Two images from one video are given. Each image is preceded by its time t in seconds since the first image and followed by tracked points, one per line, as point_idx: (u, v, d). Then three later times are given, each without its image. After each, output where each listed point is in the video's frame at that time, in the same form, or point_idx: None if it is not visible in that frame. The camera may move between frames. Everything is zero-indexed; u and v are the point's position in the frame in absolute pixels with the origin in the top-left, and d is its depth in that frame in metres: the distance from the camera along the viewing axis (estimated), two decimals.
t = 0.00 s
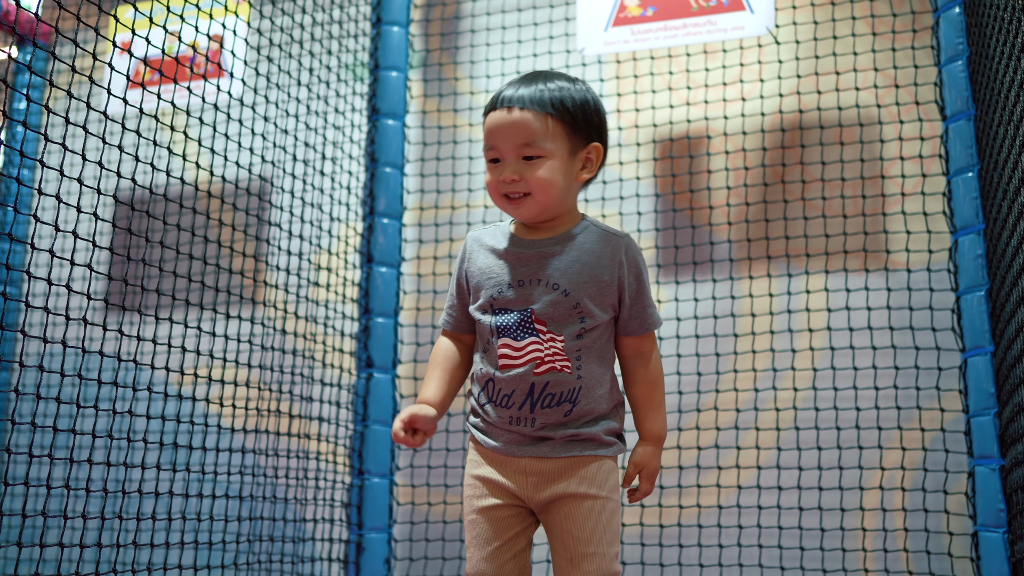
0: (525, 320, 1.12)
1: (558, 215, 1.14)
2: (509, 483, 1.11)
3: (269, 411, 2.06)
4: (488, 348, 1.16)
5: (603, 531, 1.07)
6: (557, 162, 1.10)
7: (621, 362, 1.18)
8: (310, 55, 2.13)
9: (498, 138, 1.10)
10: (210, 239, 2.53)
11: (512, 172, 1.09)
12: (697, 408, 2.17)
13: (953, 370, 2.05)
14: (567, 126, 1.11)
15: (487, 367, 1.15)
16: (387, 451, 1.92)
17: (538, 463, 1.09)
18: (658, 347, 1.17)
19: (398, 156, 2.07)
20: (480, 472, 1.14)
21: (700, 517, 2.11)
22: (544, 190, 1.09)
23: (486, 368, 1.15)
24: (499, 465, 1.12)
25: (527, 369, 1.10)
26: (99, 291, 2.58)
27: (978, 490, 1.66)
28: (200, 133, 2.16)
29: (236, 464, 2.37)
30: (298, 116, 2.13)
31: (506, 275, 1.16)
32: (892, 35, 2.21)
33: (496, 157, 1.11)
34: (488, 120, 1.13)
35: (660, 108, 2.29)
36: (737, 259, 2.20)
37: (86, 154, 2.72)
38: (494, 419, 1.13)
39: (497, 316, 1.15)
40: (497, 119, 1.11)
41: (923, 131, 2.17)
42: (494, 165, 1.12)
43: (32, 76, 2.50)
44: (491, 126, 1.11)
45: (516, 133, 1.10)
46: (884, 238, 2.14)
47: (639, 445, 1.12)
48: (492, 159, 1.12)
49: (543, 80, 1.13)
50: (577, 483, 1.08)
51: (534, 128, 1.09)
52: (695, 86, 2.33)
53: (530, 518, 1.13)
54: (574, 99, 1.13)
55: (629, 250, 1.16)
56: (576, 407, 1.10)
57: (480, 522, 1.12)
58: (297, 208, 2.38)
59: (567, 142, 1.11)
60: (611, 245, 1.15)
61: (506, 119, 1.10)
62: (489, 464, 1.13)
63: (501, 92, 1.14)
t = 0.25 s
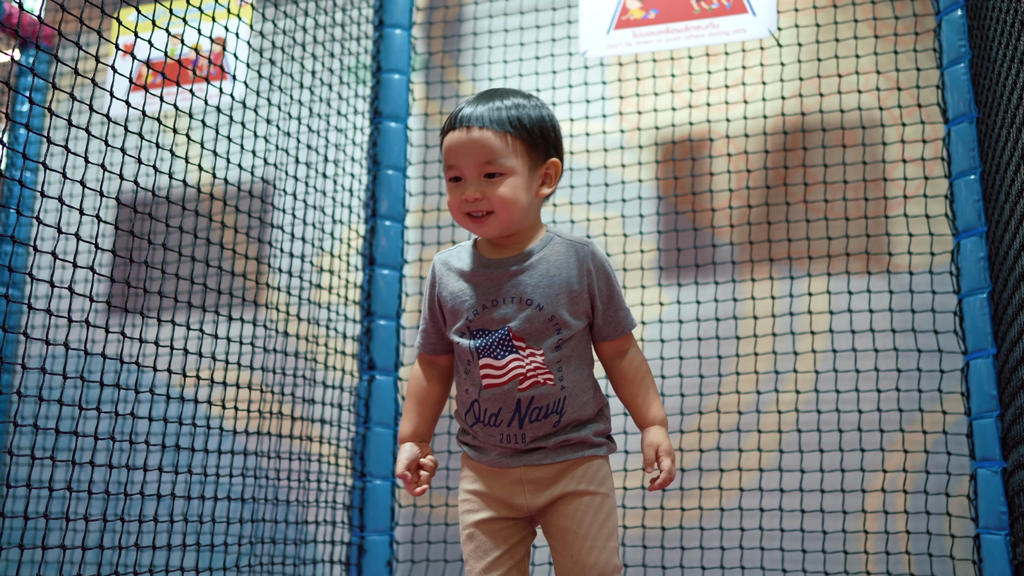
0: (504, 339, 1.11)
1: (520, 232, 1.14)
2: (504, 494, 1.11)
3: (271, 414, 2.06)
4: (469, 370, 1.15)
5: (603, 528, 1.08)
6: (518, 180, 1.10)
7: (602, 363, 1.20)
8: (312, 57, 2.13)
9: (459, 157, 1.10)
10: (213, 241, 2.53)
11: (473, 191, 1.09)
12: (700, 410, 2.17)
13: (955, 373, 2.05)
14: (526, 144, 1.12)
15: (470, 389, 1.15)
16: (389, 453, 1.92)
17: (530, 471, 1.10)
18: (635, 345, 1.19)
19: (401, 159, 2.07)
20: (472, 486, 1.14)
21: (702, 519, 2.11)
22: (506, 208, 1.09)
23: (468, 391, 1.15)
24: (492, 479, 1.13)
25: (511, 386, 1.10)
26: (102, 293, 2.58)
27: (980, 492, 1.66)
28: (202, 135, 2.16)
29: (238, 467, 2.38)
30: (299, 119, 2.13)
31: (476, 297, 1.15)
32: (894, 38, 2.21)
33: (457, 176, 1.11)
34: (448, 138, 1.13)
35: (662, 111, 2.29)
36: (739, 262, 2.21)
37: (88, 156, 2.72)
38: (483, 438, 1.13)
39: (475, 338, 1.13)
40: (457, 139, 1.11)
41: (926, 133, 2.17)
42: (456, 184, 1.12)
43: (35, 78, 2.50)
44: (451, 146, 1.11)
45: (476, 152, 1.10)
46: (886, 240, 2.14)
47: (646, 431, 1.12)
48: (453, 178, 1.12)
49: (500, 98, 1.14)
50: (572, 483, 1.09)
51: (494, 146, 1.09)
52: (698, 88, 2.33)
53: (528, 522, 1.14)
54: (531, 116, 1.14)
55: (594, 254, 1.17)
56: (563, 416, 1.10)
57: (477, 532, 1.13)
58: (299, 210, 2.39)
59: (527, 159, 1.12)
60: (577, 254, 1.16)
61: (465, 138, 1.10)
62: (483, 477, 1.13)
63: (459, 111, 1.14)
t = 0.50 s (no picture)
0: (490, 353, 1.13)
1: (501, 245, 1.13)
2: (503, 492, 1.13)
3: (271, 413, 2.06)
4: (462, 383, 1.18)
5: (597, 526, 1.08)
6: (495, 193, 1.10)
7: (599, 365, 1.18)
8: (313, 57, 2.13)
9: (434, 176, 1.10)
10: (213, 240, 2.53)
11: (451, 208, 1.08)
12: (700, 411, 2.17)
13: (956, 374, 2.05)
14: (500, 156, 1.11)
15: (466, 401, 1.17)
16: (389, 454, 1.92)
17: (525, 472, 1.11)
18: (630, 345, 1.16)
19: (401, 159, 2.07)
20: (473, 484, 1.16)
21: (702, 520, 2.10)
22: (485, 223, 1.09)
23: (464, 402, 1.18)
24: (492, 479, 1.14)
25: (501, 401, 1.12)
26: (102, 292, 2.58)
27: (980, 494, 1.66)
28: (203, 135, 2.16)
29: (238, 466, 2.38)
30: (300, 118, 2.13)
31: (460, 312, 1.15)
32: (896, 38, 2.21)
33: (433, 195, 1.10)
34: (421, 157, 1.13)
35: (663, 111, 2.29)
36: (740, 263, 2.21)
37: (88, 155, 2.72)
38: (481, 447, 1.16)
39: (462, 353, 1.15)
40: (430, 158, 1.10)
41: (927, 134, 2.17)
42: (433, 202, 1.11)
43: (35, 77, 2.50)
44: (426, 166, 1.10)
45: (450, 170, 1.09)
46: (887, 241, 2.14)
47: (631, 444, 1.10)
48: (430, 196, 1.11)
49: (470, 113, 1.13)
50: (567, 483, 1.09)
51: (468, 162, 1.09)
52: (699, 89, 2.33)
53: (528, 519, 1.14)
54: (503, 128, 1.13)
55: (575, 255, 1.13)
56: (557, 425, 1.11)
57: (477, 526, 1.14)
58: (299, 210, 2.39)
59: (502, 172, 1.11)
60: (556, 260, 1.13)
61: (438, 157, 1.09)
62: (483, 476, 1.15)
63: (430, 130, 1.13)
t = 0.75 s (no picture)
0: (495, 356, 1.13)
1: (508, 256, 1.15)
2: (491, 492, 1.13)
3: (269, 413, 2.06)
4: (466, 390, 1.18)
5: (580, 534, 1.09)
6: (503, 204, 1.11)
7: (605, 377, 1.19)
8: (312, 57, 2.14)
9: (443, 185, 1.11)
10: (211, 240, 2.53)
11: (459, 218, 1.10)
12: (698, 412, 2.17)
13: (953, 376, 2.05)
14: (509, 169, 1.12)
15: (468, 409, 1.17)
16: (387, 454, 1.92)
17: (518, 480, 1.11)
18: (636, 353, 1.17)
19: (400, 159, 2.07)
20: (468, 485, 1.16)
21: (700, 521, 2.11)
22: (493, 233, 1.10)
23: (467, 409, 1.17)
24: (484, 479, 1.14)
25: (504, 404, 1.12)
26: (99, 293, 2.58)
27: (977, 495, 1.66)
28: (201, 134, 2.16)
29: (235, 466, 2.38)
30: (298, 118, 2.13)
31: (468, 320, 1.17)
32: (894, 40, 2.21)
33: (442, 203, 1.12)
34: (429, 167, 1.14)
35: (662, 113, 2.29)
36: (738, 264, 2.20)
37: (87, 155, 2.73)
38: (478, 455, 1.15)
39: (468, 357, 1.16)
40: (439, 166, 1.11)
41: (925, 136, 2.17)
42: (441, 211, 1.12)
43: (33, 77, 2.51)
44: (435, 175, 1.11)
45: (460, 180, 1.10)
46: (885, 243, 2.14)
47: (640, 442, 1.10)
48: (439, 205, 1.12)
49: (479, 124, 1.14)
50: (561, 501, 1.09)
51: (478, 172, 1.10)
52: (697, 90, 2.34)
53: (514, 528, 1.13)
54: (511, 140, 1.14)
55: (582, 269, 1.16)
56: (557, 434, 1.10)
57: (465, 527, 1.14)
58: (298, 210, 2.39)
59: (510, 184, 1.12)
60: (565, 271, 1.15)
61: (448, 166, 1.11)
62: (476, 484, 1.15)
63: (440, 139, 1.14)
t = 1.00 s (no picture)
0: (500, 312, 1.16)
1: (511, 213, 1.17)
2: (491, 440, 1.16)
3: (269, 413, 2.07)
4: (468, 341, 1.21)
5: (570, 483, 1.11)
6: (510, 164, 1.12)
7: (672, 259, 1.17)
8: (312, 58, 2.14)
9: (448, 150, 1.11)
10: (212, 239, 2.54)
11: (466, 182, 1.11)
12: (696, 412, 2.17)
13: (951, 376, 2.06)
14: (512, 128, 1.13)
15: (469, 349, 1.20)
16: (386, 453, 1.92)
17: (513, 429, 1.15)
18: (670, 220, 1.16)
19: (400, 159, 2.07)
20: (452, 444, 1.18)
21: (698, 521, 2.11)
22: (501, 194, 1.11)
23: (468, 355, 1.20)
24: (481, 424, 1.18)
25: (506, 356, 1.16)
26: (100, 292, 2.59)
27: (974, 495, 1.67)
28: (201, 134, 2.17)
29: (235, 465, 2.39)
30: (299, 118, 2.14)
31: (476, 269, 1.18)
32: (892, 42, 2.22)
33: (448, 167, 1.12)
34: (431, 132, 1.14)
35: (661, 113, 2.30)
36: (737, 264, 2.21)
37: (87, 154, 2.74)
38: (472, 399, 1.19)
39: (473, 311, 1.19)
40: (442, 130, 1.12)
41: (923, 137, 2.18)
42: (446, 175, 1.13)
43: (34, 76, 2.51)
44: (439, 139, 1.12)
45: (465, 141, 1.11)
46: (883, 244, 2.15)
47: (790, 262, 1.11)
48: (444, 170, 1.13)
49: (475, 85, 1.14)
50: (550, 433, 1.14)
51: (482, 134, 1.11)
52: (696, 91, 2.34)
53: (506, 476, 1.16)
54: (511, 96, 1.15)
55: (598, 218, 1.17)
56: (554, 389, 1.15)
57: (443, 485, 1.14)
58: (298, 210, 2.40)
59: (515, 143, 1.14)
60: (576, 234, 1.17)
61: (451, 127, 1.11)
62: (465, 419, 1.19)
63: (438, 103, 1.14)
